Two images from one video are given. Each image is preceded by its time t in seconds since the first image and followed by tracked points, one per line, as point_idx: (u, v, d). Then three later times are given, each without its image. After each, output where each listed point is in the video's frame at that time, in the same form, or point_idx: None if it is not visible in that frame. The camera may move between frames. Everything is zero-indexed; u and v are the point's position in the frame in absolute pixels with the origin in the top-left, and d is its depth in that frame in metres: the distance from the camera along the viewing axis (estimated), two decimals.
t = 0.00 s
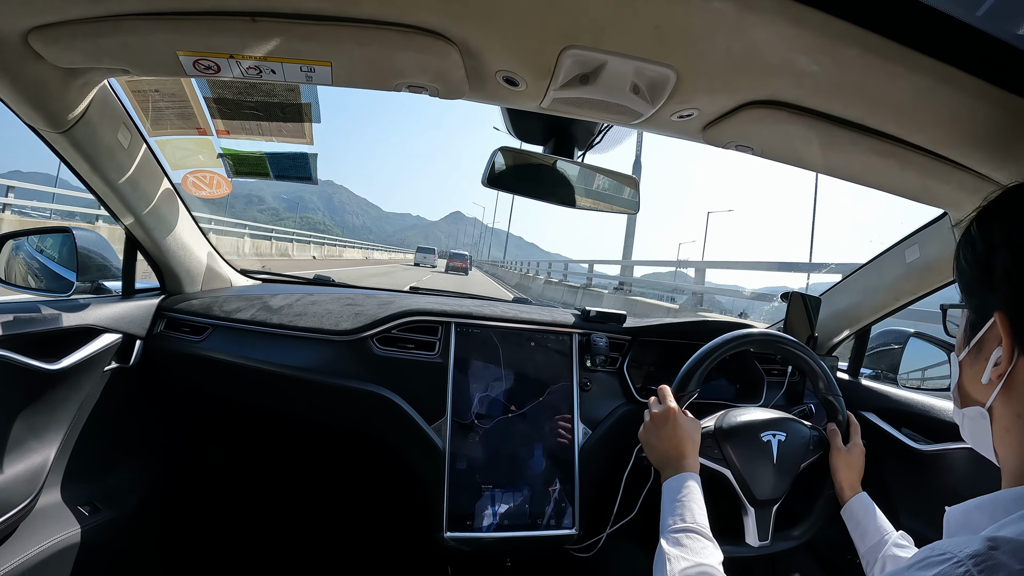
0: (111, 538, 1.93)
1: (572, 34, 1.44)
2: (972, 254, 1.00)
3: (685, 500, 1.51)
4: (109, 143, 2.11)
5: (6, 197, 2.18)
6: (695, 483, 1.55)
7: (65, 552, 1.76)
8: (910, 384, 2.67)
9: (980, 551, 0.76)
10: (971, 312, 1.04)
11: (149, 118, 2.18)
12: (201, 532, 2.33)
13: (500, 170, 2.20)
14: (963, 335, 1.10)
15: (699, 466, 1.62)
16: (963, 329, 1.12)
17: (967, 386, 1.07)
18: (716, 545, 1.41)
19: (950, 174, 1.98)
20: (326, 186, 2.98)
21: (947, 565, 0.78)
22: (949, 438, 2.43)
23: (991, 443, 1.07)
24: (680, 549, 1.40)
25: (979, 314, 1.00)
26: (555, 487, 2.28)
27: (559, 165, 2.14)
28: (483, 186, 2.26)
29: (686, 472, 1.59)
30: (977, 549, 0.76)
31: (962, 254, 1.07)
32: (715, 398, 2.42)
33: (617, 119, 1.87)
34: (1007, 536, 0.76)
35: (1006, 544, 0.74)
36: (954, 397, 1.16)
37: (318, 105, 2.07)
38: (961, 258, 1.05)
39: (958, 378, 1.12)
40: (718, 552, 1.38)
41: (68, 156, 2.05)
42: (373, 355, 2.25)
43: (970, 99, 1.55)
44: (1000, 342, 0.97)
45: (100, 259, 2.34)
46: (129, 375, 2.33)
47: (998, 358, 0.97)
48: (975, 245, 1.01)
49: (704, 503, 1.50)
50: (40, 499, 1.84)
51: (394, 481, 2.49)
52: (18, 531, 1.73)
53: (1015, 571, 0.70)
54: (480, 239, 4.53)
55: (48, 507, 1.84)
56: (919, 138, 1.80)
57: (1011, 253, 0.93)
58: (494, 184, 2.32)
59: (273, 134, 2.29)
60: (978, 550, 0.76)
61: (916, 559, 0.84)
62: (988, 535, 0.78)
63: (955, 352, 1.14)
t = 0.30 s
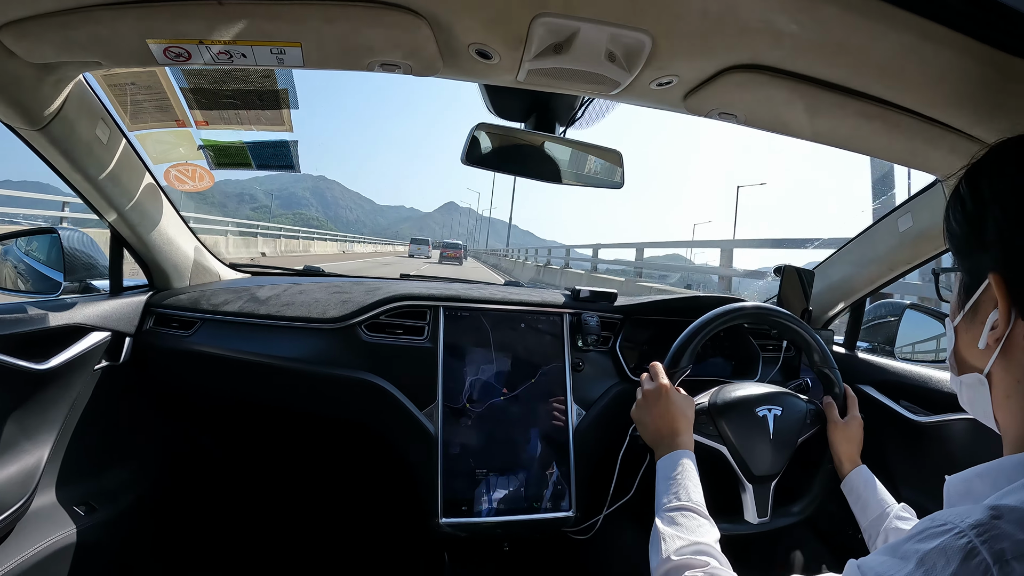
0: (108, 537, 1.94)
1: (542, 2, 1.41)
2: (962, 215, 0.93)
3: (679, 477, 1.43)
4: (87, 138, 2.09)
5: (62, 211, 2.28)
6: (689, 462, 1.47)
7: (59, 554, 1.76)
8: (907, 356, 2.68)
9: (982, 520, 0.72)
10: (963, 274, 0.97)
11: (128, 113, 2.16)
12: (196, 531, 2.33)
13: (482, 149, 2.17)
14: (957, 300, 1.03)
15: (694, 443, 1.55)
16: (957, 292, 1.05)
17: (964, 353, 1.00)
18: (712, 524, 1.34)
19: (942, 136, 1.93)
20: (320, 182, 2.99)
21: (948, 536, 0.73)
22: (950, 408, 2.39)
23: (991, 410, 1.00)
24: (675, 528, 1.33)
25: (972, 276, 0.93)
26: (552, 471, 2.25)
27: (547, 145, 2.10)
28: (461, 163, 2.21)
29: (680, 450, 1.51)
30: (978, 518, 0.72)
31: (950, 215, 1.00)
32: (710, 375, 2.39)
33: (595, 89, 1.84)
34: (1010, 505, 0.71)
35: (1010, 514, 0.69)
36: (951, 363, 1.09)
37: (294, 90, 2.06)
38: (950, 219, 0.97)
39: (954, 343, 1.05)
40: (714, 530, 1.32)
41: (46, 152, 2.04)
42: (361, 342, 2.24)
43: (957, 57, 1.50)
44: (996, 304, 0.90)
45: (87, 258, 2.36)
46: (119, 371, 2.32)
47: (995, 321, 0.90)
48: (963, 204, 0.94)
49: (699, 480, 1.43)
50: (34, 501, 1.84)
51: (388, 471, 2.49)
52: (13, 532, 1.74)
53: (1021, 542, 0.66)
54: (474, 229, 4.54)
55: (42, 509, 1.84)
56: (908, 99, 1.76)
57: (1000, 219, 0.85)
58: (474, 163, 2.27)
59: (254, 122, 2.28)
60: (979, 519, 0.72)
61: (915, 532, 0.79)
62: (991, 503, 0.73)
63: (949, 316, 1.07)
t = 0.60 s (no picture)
0: (93, 530, 1.92)
1: None
2: (953, 209, 0.91)
3: (666, 470, 1.41)
4: (72, 125, 2.06)
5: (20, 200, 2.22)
6: (677, 455, 1.46)
7: (43, 546, 1.74)
8: (897, 351, 2.68)
9: (974, 514, 0.70)
10: (954, 269, 0.95)
11: (114, 100, 2.13)
12: (182, 521, 2.32)
13: (471, 139, 2.14)
14: (945, 295, 1.01)
15: (682, 436, 1.52)
16: (946, 286, 1.03)
17: (954, 347, 0.98)
18: (699, 515, 1.34)
19: (935, 130, 1.92)
20: (312, 176, 2.98)
21: (939, 530, 0.71)
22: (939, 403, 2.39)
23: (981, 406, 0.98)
24: (663, 520, 1.32)
25: (962, 270, 0.91)
26: (540, 463, 2.25)
27: (538, 136, 2.09)
28: (450, 152, 2.19)
29: (667, 442, 1.49)
30: (970, 512, 0.70)
31: (939, 209, 0.97)
32: (700, 368, 2.39)
33: (586, 77, 1.82)
34: (1000, 499, 0.70)
35: (1002, 507, 0.68)
36: (940, 358, 1.07)
37: (282, 76, 2.03)
38: (939, 213, 0.94)
39: (943, 338, 1.03)
40: (702, 523, 1.32)
41: (31, 139, 2.01)
42: (347, 331, 2.22)
43: (951, 49, 1.49)
44: (987, 299, 0.88)
45: (73, 247, 2.32)
46: (104, 362, 2.29)
47: (986, 316, 0.88)
48: (953, 198, 0.91)
49: (688, 475, 1.41)
50: (18, 492, 1.80)
51: (375, 461, 2.49)
52: None
53: (1013, 536, 0.65)
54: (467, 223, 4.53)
55: (26, 501, 1.80)
56: (900, 91, 1.75)
57: (991, 210, 0.83)
58: (464, 152, 2.25)
59: (241, 109, 2.25)
60: (971, 513, 0.70)
61: (903, 525, 0.77)
62: (982, 498, 0.72)
63: (937, 311, 1.05)
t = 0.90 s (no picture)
0: (92, 547, 1.95)
1: None
2: (926, 185, 0.83)
3: (655, 462, 1.36)
4: (54, 149, 2.08)
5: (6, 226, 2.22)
6: (666, 445, 1.40)
7: (49, 565, 1.78)
8: (887, 331, 2.67)
9: (954, 496, 0.66)
10: (928, 245, 0.87)
11: (94, 122, 2.14)
12: (182, 535, 2.35)
13: (447, 141, 2.16)
14: (923, 272, 0.93)
15: (671, 428, 1.47)
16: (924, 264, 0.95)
17: (934, 326, 0.90)
18: (689, 507, 1.28)
19: (908, 108, 1.92)
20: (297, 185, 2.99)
21: (918, 512, 0.67)
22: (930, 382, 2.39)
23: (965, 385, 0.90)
24: (653, 514, 1.26)
25: (937, 247, 0.83)
26: (536, 461, 2.26)
27: (519, 136, 2.10)
28: (422, 155, 2.21)
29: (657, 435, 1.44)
30: (951, 493, 0.66)
31: (912, 185, 0.90)
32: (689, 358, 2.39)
33: (553, 75, 1.83)
34: (981, 479, 0.66)
35: (984, 487, 0.64)
36: (921, 337, 0.99)
37: (257, 91, 2.05)
38: (912, 190, 0.87)
39: (924, 316, 0.95)
40: (693, 515, 1.26)
41: (13, 165, 2.04)
42: (336, 339, 2.24)
43: (914, 26, 1.49)
44: (964, 275, 0.80)
45: (62, 269, 2.35)
46: (99, 381, 2.31)
47: (964, 292, 0.80)
48: (924, 173, 0.84)
49: (677, 464, 1.35)
50: (20, 513, 1.84)
51: (369, 468, 2.50)
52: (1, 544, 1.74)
53: (995, 517, 0.61)
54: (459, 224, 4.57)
55: (29, 522, 1.84)
56: (869, 72, 1.75)
57: (964, 179, 0.76)
58: (440, 156, 2.26)
59: (220, 125, 2.27)
60: (952, 493, 0.66)
61: (884, 509, 0.73)
62: (963, 478, 0.68)
63: (917, 290, 0.97)
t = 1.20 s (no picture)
0: (87, 543, 1.95)
1: None
2: (924, 191, 0.84)
3: (652, 460, 1.37)
4: (55, 144, 2.08)
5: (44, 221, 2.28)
6: (663, 442, 1.41)
7: (47, 559, 1.78)
8: (885, 335, 2.69)
9: (949, 498, 0.66)
10: (927, 251, 0.88)
11: (95, 118, 2.14)
12: (180, 532, 2.35)
13: (448, 140, 2.16)
14: (921, 278, 0.94)
15: (669, 427, 1.48)
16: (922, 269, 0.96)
17: (931, 330, 0.91)
18: (686, 505, 1.28)
19: (907, 113, 1.93)
20: (299, 182, 2.99)
21: (912, 514, 0.68)
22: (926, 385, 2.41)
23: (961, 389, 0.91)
24: (649, 511, 1.26)
25: (936, 252, 0.84)
26: (533, 459, 2.27)
27: (520, 136, 2.10)
28: (426, 154, 2.20)
29: (654, 432, 1.45)
30: (946, 495, 0.67)
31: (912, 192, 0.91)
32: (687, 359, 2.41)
33: (554, 76, 1.84)
34: (975, 482, 0.67)
35: (977, 489, 0.65)
36: (917, 342, 1.00)
37: (259, 88, 2.05)
38: (911, 196, 0.88)
39: (921, 321, 0.96)
40: (689, 512, 1.26)
41: (14, 160, 2.03)
42: (335, 336, 2.25)
43: (914, 33, 1.50)
44: (962, 280, 0.81)
45: (61, 264, 2.35)
46: (96, 378, 2.31)
47: (961, 297, 0.81)
48: (924, 180, 0.85)
49: (674, 463, 1.36)
50: (18, 509, 1.84)
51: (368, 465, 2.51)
52: None
53: (988, 519, 0.62)
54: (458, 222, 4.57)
55: (26, 517, 1.84)
56: (868, 77, 1.76)
57: (963, 186, 0.77)
58: (442, 155, 2.27)
59: (221, 122, 2.26)
60: (947, 496, 0.67)
61: (880, 511, 0.73)
62: (956, 482, 0.69)
63: (914, 294, 0.98)
